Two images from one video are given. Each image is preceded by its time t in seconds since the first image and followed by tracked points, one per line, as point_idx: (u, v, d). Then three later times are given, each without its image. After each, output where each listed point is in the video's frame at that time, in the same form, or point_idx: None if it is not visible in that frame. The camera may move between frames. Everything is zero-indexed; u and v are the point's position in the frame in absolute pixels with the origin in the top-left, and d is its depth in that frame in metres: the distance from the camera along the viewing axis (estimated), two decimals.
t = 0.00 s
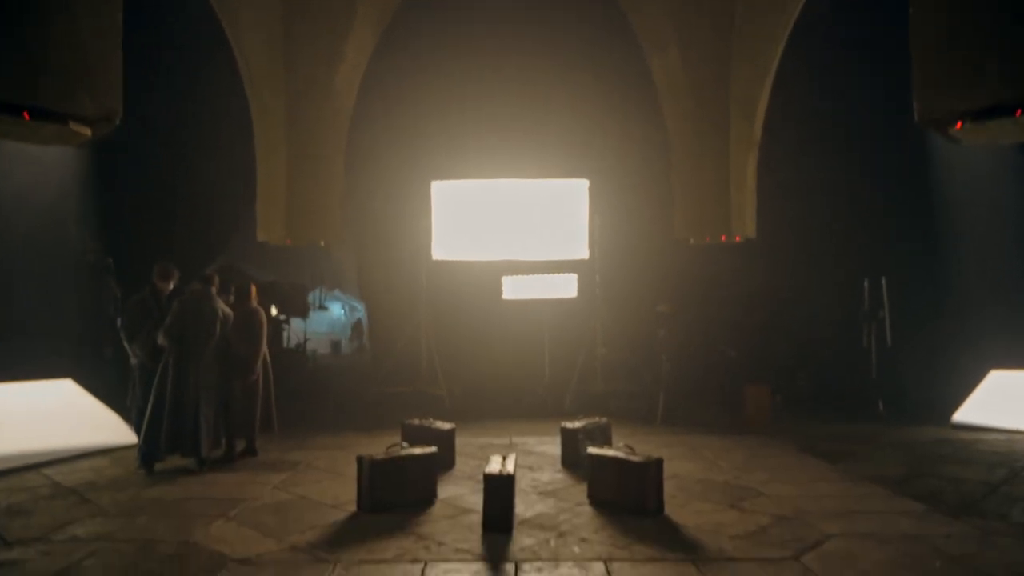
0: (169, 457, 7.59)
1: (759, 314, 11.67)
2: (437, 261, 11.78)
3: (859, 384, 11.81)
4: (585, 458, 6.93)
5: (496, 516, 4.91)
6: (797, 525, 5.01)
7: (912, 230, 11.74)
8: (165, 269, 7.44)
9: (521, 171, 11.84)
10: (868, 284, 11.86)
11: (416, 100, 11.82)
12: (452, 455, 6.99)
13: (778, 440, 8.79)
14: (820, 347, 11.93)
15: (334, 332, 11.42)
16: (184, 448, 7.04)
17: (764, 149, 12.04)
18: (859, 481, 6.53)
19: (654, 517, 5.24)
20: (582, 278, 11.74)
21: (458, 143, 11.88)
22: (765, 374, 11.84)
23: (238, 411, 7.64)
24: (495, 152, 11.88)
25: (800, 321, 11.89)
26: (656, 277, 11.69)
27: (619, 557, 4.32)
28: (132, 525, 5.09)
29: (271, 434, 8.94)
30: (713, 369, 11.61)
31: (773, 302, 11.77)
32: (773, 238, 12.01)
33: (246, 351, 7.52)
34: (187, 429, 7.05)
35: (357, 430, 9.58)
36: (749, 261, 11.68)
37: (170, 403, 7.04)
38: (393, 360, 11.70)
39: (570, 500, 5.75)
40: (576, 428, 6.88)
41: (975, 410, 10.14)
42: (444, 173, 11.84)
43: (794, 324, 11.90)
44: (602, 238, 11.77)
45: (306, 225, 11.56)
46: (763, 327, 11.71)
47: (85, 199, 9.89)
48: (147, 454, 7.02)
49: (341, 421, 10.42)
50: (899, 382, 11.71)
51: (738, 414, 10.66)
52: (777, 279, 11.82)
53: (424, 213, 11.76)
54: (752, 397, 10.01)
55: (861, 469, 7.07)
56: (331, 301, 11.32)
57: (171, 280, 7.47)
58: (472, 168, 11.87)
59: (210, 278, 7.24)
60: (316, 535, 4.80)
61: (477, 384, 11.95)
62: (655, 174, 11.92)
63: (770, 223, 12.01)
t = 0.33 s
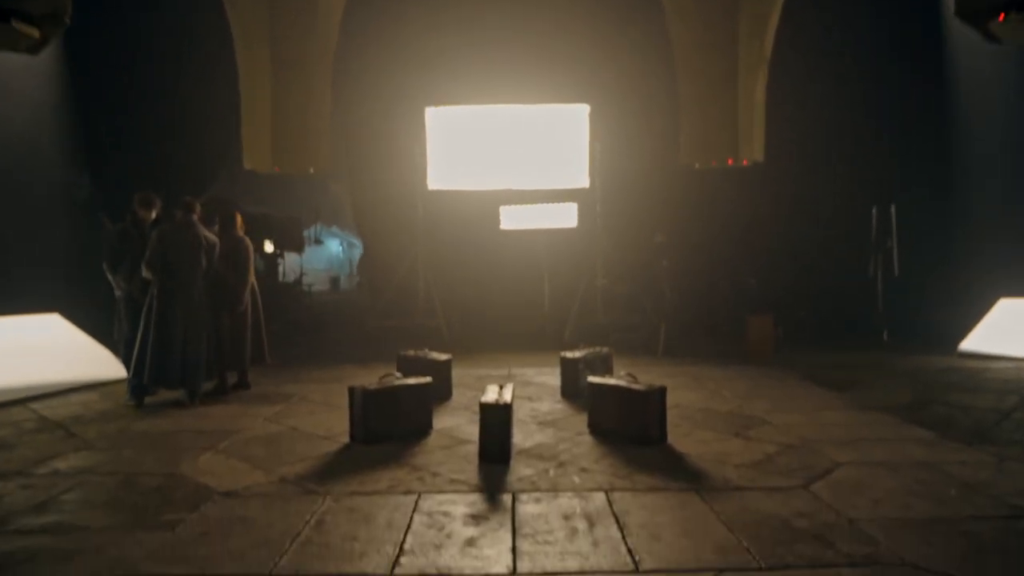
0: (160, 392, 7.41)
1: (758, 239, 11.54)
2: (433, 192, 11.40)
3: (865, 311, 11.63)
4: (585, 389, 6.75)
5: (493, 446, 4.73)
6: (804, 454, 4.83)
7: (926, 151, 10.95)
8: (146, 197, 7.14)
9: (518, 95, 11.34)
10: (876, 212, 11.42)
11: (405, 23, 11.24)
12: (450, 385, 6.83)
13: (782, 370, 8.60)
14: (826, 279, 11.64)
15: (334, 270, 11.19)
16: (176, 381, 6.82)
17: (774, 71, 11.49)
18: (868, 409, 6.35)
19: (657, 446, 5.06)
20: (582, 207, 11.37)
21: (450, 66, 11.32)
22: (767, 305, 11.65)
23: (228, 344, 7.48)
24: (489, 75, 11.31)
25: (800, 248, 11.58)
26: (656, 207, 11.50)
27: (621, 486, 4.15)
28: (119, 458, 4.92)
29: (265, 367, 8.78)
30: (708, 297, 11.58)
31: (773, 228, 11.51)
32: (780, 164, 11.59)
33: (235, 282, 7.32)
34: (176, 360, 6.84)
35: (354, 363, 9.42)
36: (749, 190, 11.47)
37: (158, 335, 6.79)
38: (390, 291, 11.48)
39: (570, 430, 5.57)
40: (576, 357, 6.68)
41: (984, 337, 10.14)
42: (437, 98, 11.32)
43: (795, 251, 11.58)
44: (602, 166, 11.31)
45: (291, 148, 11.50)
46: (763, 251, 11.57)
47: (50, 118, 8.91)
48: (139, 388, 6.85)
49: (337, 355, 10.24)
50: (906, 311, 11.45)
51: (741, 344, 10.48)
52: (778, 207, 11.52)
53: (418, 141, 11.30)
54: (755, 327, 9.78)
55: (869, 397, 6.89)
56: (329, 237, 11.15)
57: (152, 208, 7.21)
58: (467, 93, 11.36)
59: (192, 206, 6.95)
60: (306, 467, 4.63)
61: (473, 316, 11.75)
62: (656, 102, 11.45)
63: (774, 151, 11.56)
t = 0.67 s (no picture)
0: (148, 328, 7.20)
1: (760, 160, 11.31)
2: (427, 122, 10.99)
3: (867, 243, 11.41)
4: (585, 323, 6.55)
5: (491, 381, 4.53)
6: (814, 387, 4.62)
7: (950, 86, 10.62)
8: (123, 124, 6.76)
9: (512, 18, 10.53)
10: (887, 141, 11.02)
11: None
12: (446, 320, 6.63)
13: (787, 303, 8.37)
14: (832, 210, 11.41)
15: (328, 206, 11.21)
16: (166, 317, 6.59)
17: None
18: (877, 342, 6.15)
19: (661, 380, 4.88)
20: (583, 137, 11.00)
21: None
22: (772, 237, 11.53)
23: (217, 278, 7.24)
24: None
25: (801, 169, 11.29)
26: (662, 127, 11.05)
27: (624, 422, 3.96)
28: (102, 397, 4.74)
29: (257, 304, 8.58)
30: (714, 226, 11.52)
31: (777, 147, 11.26)
32: (788, 92, 11.12)
33: (221, 215, 7.03)
34: (166, 296, 6.59)
35: (349, 301, 9.25)
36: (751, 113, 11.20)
37: (147, 269, 6.54)
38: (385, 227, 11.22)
39: (571, 365, 5.38)
40: (577, 290, 6.46)
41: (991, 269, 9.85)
42: (427, 23, 10.61)
43: (796, 173, 11.30)
44: (602, 96, 10.83)
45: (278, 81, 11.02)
46: (766, 172, 11.35)
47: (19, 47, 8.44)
48: (128, 324, 6.65)
49: (331, 292, 10.01)
50: (911, 248, 11.22)
51: (745, 279, 10.30)
52: (785, 133, 11.24)
53: (411, 69, 10.79)
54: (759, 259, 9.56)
55: (879, 329, 6.68)
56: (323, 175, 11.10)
57: (132, 137, 6.85)
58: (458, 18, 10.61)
59: (172, 135, 6.60)
60: (295, 405, 4.43)
61: (468, 245, 11.48)
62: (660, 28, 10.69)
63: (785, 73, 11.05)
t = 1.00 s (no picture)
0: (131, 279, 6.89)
1: (760, 97, 11.55)
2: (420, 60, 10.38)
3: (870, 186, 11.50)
4: (586, 271, 6.30)
5: (488, 332, 4.28)
6: (829, 338, 4.38)
7: (963, 43, 10.30)
8: (97, 62, 6.33)
9: None
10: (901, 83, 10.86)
11: None
12: (442, 268, 6.38)
13: (794, 251, 8.12)
14: (839, 156, 11.60)
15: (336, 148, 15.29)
16: (150, 267, 6.31)
17: None
18: (891, 291, 5.89)
19: (666, 332, 4.64)
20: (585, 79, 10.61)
21: None
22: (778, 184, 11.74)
23: (203, 226, 6.92)
24: None
25: (801, 108, 11.58)
26: (664, 66, 11.00)
27: (630, 375, 3.73)
28: (80, 349, 4.52)
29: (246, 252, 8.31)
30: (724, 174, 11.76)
31: (776, 82, 11.50)
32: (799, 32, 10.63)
33: (205, 159, 6.69)
34: (150, 245, 6.29)
35: (343, 249, 8.99)
36: (756, 47, 11.36)
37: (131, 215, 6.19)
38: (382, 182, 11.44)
39: (572, 316, 5.13)
40: (578, 236, 6.19)
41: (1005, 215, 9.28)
42: None
43: (797, 109, 11.57)
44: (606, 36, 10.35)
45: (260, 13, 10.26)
46: (769, 109, 11.59)
47: (5, 9, 8.47)
48: (111, 274, 6.35)
49: (322, 240, 9.71)
50: (920, 194, 11.02)
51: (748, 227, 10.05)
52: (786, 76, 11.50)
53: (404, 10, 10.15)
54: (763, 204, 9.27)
55: (893, 277, 6.42)
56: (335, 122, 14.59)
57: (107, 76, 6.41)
58: None
59: (150, 73, 6.21)
60: (281, 358, 4.19)
61: (462, 186, 11.41)
62: None
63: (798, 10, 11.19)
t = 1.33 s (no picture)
0: (115, 232, 6.59)
1: (765, 36, 11.14)
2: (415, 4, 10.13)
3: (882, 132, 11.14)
4: (590, 223, 6.03)
5: (488, 288, 4.05)
6: (847, 292, 4.15)
7: None
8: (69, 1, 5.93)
9: None
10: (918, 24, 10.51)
11: None
12: (439, 220, 6.11)
13: (805, 199, 7.84)
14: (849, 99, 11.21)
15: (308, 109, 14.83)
16: (136, 220, 6.01)
17: None
18: (909, 241, 5.62)
19: (675, 286, 4.40)
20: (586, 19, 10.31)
21: None
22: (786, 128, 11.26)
23: (189, 177, 6.61)
24: None
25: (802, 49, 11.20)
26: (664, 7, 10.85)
27: (639, 334, 3.51)
28: (60, 308, 4.29)
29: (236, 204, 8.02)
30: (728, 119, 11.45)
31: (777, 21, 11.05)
32: None
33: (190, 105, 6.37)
34: (134, 198, 5.97)
35: (338, 200, 8.72)
36: None
37: (116, 164, 5.86)
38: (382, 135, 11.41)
39: (576, 269, 4.88)
40: (582, 186, 5.91)
41: None
42: None
43: (798, 48, 11.18)
44: None
45: None
46: (770, 48, 11.20)
47: None
48: (96, 228, 6.05)
49: (316, 191, 9.40)
50: (936, 141, 10.72)
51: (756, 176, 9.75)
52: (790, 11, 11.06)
53: None
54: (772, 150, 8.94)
55: (910, 226, 6.16)
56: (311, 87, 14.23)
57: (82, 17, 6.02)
58: None
59: (126, 12, 5.82)
60: (270, 316, 3.96)
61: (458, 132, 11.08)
62: None
63: None
